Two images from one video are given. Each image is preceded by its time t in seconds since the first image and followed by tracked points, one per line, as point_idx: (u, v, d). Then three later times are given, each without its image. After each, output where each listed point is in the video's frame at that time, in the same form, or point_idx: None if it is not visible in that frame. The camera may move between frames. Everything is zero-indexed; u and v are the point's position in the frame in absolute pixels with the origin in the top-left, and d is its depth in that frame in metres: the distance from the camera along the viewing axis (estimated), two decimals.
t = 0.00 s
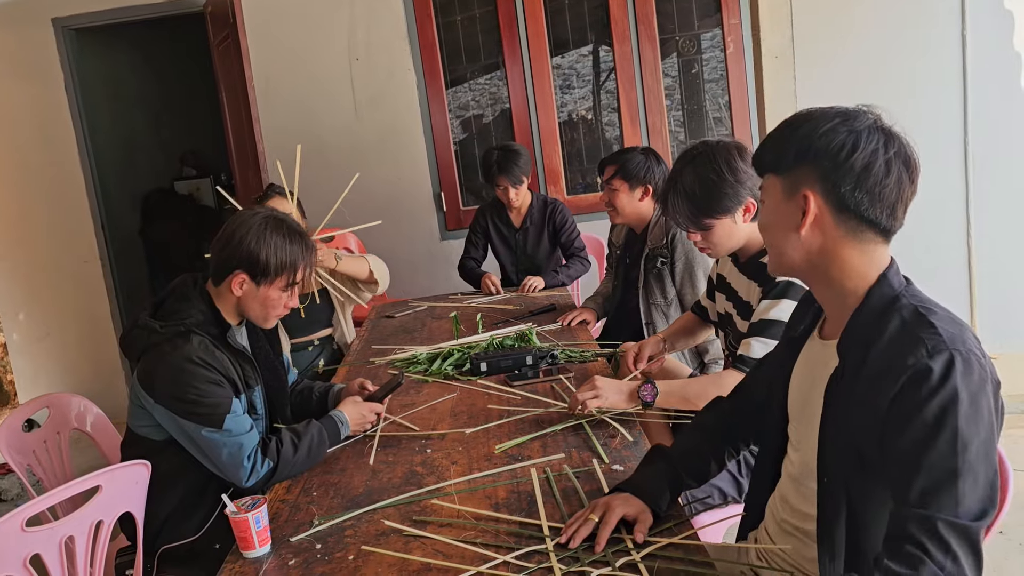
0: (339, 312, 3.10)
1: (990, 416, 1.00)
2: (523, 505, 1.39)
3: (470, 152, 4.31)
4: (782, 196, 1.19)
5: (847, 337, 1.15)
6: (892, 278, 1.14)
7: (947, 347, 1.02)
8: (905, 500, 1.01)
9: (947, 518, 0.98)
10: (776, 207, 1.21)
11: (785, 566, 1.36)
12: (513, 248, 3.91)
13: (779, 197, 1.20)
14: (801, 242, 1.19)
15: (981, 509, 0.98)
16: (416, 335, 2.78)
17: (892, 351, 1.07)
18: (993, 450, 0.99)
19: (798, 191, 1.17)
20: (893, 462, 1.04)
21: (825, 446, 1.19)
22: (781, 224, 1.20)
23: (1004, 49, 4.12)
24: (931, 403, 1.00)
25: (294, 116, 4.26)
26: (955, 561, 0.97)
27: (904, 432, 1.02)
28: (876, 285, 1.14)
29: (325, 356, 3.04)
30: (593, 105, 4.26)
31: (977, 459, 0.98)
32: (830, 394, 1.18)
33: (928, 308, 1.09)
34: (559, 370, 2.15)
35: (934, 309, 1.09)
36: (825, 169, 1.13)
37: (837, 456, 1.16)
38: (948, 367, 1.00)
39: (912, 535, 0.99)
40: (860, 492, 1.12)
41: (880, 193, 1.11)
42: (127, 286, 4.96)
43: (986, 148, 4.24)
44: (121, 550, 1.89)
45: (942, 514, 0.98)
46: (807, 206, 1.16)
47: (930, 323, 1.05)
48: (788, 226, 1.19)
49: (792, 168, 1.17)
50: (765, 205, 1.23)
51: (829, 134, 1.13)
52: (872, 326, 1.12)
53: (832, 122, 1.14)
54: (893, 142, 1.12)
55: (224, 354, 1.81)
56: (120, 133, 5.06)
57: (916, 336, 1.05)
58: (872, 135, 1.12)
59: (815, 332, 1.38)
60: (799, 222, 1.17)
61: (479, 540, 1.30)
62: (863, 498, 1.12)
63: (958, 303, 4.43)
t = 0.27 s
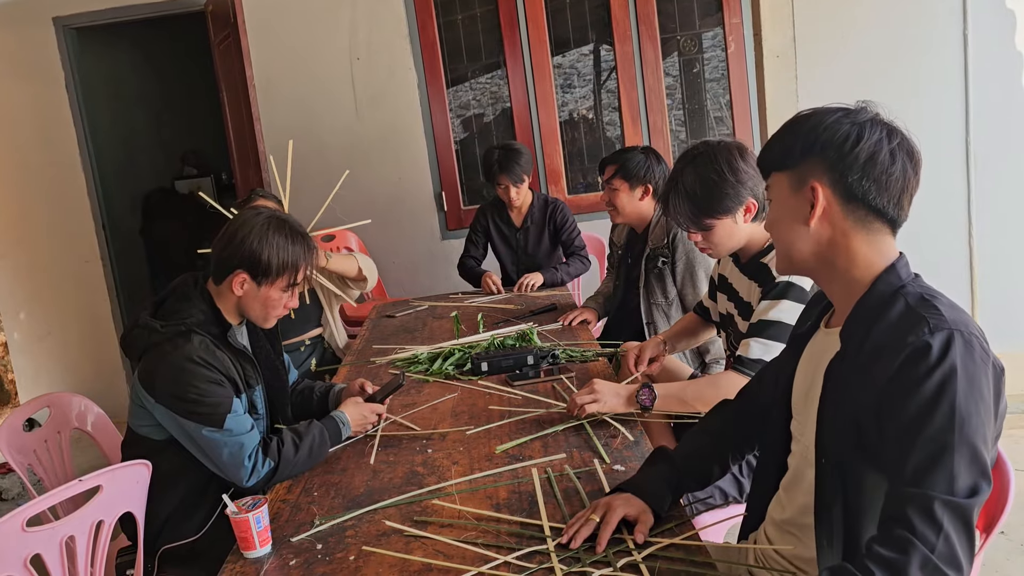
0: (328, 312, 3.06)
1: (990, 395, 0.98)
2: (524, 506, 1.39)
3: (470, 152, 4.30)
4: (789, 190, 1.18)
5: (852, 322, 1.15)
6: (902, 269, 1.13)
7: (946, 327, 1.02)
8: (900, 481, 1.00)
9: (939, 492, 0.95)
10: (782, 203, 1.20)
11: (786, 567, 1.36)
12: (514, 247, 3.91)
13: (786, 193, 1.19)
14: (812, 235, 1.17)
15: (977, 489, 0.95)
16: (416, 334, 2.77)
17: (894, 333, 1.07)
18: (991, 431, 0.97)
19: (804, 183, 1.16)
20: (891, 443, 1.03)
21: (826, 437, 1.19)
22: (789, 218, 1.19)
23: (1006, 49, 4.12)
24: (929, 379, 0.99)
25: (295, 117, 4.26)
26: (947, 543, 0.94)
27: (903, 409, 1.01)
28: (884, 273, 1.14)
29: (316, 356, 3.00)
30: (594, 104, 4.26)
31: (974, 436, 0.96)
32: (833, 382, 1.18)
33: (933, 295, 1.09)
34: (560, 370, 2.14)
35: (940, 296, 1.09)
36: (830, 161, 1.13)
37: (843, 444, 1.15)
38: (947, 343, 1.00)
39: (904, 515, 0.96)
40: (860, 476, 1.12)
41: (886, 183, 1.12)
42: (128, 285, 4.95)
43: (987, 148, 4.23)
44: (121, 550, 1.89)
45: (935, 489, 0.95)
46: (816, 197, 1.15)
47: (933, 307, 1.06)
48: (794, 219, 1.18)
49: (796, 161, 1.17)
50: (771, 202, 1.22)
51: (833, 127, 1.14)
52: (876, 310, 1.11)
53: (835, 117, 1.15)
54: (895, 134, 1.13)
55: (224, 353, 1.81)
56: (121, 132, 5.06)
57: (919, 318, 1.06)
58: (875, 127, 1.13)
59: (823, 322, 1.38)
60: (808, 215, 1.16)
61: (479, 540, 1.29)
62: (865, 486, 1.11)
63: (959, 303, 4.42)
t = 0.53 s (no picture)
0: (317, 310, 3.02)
1: (995, 400, 0.98)
2: (521, 506, 1.39)
3: (469, 150, 4.29)
4: (797, 190, 1.17)
5: (856, 323, 1.15)
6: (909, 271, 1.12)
7: (953, 330, 1.01)
8: (901, 482, 0.99)
9: (939, 494, 0.95)
10: (791, 203, 1.19)
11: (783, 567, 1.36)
12: (512, 246, 3.91)
13: (793, 193, 1.18)
14: (818, 236, 1.16)
15: (977, 493, 0.95)
16: (414, 333, 2.77)
17: (899, 334, 1.07)
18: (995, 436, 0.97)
19: (812, 181, 1.15)
20: (893, 444, 1.03)
21: (828, 437, 1.19)
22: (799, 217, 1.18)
23: (1005, 47, 4.11)
24: (935, 382, 0.99)
25: (293, 115, 4.25)
26: (945, 545, 0.94)
27: (906, 411, 1.01)
28: (891, 276, 1.13)
29: (309, 355, 2.99)
30: (593, 102, 4.25)
31: (977, 440, 0.96)
32: (836, 383, 1.17)
33: (941, 298, 1.08)
34: (558, 369, 2.14)
35: (947, 300, 1.08)
36: (839, 157, 1.13)
37: (845, 444, 1.15)
38: (954, 347, 1.00)
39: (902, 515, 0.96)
40: (860, 476, 1.12)
41: (894, 177, 1.11)
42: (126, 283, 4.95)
43: (986, 147, 4.23)
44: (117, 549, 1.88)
45: (934, 490, 0.95)
46: (826, 196, 1.14)
47: (940, 309, 1.06)
48: (803, 218, 1.17)
49: (802, 158, 1.16)
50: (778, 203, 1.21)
51: (838, 123, 1.14)
52: (883, 313, 1.11)
53: (839, 114, 1.15)
54: (900, 128, 1.13)
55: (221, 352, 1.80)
56: (118, 129, 5.05)
57: (924, 321, 1.05)
58: (880, 122, 1.13)
59: (826, 320, 1.37)
60: (817, 214, 1.15)
61: (476, 540, 1.29)
62: (866, 487, 1.11)
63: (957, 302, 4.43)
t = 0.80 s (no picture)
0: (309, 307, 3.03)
1: (998, 393, 0.98)
2: (517, 501, 1.39)
3: (465, 146, 4.28)
4: (804, 186, 1.15)
5: (858, 319, 1.15)
6: (910, 262, 1.13)
7: (960, 325, 1.02)
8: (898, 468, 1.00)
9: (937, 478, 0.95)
10: (796, 203, 1.16)
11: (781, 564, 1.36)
12: (508, 242, 3.90)
13: (796, 191, 1.15)
14: (818, 233, 1.15)
15: (975, 482, 0.95)
16: (410, 329, 2.77)
17: (904, 330, 1.07)
18: (995, 428, 0.97)
19: (818, 177, 1.14)
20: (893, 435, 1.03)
21: (831, 432, 1.18)
22: (806, 217, 1.15)
23: (1001, 43, 4.12)
24: (939, 374, 0.99)
25: (288, 111, 4.24)
26: (939, 529, 0.94)
27: (908, 402, 1.01)
28: (892, 268, 1.14)
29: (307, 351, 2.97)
30: (589, 98, 4.24)
31: (977, 429, 0.96)
32: (840, 379, 1.17)
33: (944, 293, 1.09)
34: (554, 365, 2.14)
35: (952, 295, 1.08)
36: (844, 151, 1.12)
37: (847, 439, 1.15)
38: (961, 341, 1.00)
39: (899, 500, 0.96)
40: (858, 470, 1.12)
41: (894, 165, 1.13)
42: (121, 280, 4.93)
43: (983, 143, 4.23)
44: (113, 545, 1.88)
45: (931, 475, 0.95)
46: (835, 190, 1.12)
47: (946, 304, 1.06)
48: (815, 216, 1.15)
49: (803, 157, 1.15)
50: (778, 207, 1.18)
51: (837, 118, 1.13)
52: (887, 309, 1.11)
53: (831, 110, 1.15)
54: (889, 118, 1.15)
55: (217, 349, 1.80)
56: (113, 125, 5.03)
57: (931, 316, 1.05)
58: (872, 115, 1.14)
59: (826, 314, 1.37)
60: (829, 211, 1.13)
61: (472, 536, 1.29)
62: (865, 478, 1.10)
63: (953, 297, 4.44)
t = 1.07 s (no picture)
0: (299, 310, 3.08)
1: (989, 384, 0.99)
2: (512, 498, 1.39)
3: (461, 143, 4.28)
4: (818, 181, 1.12)
5: (853, 313, 1.16)
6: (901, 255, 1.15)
7: (953, 316, 1.02)
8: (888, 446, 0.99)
9: (929, 458, 0.95)
10: (815, 201, 1.12)
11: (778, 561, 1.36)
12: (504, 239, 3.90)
13: (809, 188, 1.12)
14: (818, 232, 1.14)
15: (965, 467, 0.95)
16: (406, 327, 2.76)
17: (898, 323, 1.08)
18: (985, 417, 0.98)
19: (834, 170, 1.12)
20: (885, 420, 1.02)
21: (825, 427, 1.19)
22: (823, 213, 1.13)
23: (997, 40, 4.12)
24: (933, 359, 0.99)
25: (284, 108, 4.23)
26: (932, 510, 0.94)
27: (901, 387, 1.01)
28: (884, 263, 1.15)
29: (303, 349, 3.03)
30: (586, 95, 4.24)
31: (970, 415, 0.96)
32: (834, 374, 1.17)
33: (936, 286, 1.10)
34: (550, 362, 2.15)
35: (943, 289, 1.10)
36: (852, 144, 1.13)
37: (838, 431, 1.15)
38: (956, 331, 1.00)
39: (891, 474, 0.95)
40: (849, 463, 1.11)
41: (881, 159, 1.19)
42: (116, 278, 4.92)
43: (978, 140, 4.24)
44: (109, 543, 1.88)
45: (925, 454, 0.95)
46: (850, 182, 1.12)
47: (939, 297, 1.07)
48: (830, 211, 1.13)
49: (820, 150, 1.12)
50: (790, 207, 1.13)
51: (842, 113, 1.14)
52: (879, 300, 1.12)
53: (825, 105, 1.14)
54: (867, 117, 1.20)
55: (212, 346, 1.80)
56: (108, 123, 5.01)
57: (924, 307, 1.06)
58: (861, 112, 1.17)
59: (819, 310, 1.37)
60: (845, 203, 1.13)
61: (467, 533, 1.29)
62: (851, 462, 1.10)
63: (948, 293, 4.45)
